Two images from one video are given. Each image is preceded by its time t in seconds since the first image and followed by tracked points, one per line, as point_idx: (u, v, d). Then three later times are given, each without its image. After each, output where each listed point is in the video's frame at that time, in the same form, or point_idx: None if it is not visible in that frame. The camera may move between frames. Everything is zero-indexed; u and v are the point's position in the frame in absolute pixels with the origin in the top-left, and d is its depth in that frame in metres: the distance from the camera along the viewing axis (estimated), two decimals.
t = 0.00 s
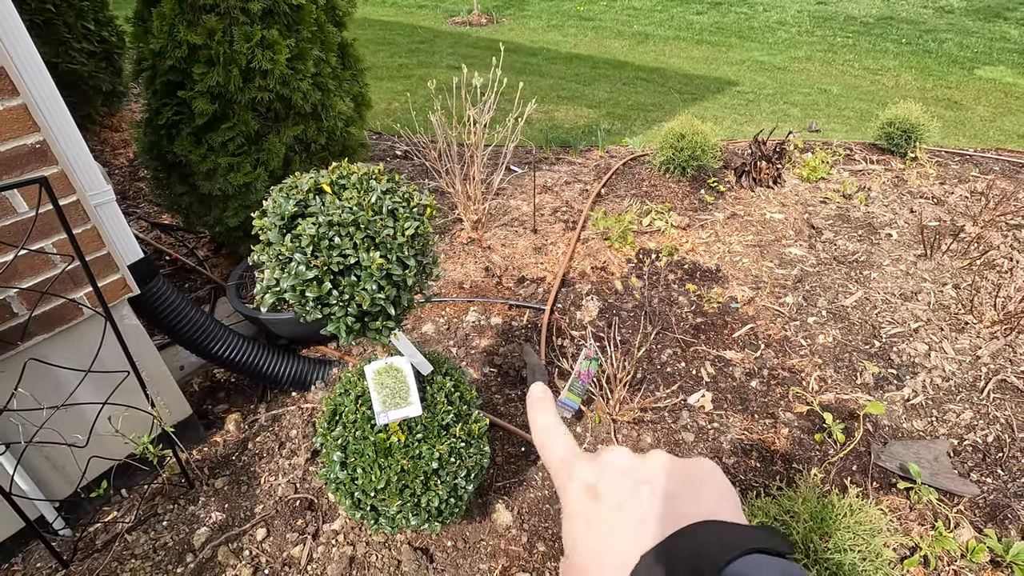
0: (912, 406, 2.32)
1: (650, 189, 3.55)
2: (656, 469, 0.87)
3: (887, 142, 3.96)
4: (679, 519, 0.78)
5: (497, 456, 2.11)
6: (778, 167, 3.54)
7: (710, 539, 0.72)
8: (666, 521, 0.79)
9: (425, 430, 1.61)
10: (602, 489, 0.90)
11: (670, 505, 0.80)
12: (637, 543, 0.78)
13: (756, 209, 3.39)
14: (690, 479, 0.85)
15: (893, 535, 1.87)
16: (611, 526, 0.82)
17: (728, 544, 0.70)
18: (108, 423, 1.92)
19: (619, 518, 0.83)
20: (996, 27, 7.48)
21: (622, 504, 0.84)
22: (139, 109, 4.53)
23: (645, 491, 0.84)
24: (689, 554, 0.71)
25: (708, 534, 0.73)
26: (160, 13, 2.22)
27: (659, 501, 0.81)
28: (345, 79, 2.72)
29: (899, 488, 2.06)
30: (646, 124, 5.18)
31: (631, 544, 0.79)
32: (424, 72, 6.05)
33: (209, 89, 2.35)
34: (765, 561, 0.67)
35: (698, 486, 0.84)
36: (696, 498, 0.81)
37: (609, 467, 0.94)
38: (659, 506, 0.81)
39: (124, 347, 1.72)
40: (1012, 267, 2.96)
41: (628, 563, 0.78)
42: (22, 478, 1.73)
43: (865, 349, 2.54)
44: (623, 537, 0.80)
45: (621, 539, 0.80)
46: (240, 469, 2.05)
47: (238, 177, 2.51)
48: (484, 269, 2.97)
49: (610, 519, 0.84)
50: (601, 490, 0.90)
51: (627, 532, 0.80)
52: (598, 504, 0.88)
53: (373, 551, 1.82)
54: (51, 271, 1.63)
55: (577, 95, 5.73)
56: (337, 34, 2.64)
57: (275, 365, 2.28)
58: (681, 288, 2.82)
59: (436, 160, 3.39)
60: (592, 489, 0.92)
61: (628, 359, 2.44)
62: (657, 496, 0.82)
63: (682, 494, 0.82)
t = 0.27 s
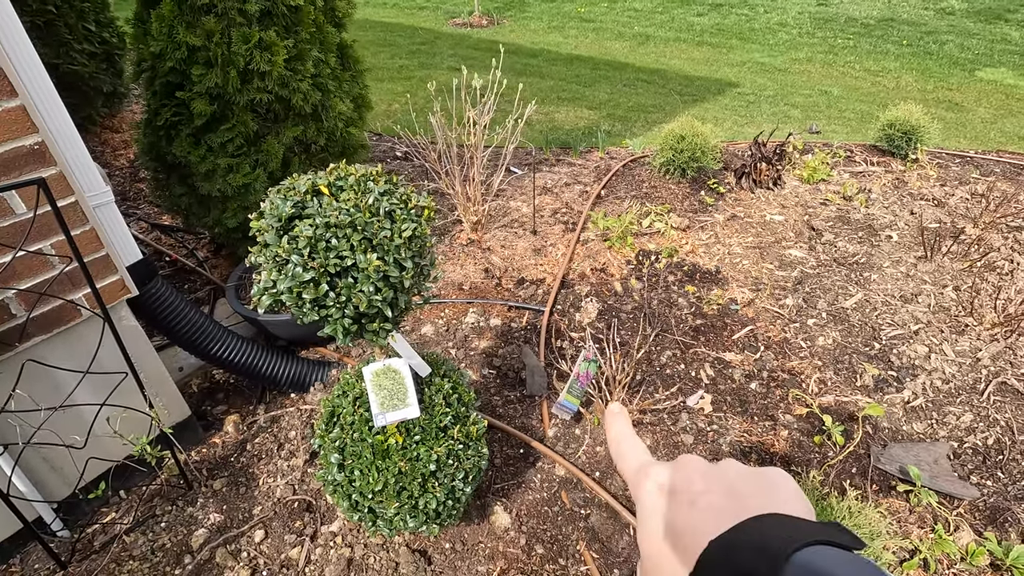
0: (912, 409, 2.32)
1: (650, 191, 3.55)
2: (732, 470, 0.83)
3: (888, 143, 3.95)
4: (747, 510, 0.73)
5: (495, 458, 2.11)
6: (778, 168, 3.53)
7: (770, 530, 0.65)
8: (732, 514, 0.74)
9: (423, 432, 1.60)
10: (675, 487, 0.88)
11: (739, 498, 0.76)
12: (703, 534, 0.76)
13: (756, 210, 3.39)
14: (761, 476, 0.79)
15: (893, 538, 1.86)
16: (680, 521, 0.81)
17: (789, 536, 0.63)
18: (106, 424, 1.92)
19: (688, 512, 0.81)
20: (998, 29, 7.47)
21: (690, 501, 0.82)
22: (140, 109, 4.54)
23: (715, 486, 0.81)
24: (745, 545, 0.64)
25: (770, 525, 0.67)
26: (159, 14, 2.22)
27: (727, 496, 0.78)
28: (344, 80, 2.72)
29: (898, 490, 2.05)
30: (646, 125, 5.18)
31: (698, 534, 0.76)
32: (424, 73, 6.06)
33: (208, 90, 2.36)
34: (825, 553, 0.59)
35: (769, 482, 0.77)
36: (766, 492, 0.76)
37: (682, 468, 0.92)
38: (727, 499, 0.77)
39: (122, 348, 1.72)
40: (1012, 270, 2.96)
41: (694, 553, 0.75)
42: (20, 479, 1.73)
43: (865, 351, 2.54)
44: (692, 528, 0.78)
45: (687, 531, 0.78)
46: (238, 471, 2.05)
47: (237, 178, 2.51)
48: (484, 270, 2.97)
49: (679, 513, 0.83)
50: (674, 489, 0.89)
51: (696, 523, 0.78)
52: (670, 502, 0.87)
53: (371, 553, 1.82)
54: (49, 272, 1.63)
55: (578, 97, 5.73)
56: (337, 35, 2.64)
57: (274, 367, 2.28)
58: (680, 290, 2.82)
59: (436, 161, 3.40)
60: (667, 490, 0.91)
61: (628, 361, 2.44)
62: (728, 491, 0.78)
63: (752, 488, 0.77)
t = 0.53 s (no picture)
0: (912, 412, 2.31)
1: (651, 193, 3.55)
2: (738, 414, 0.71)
3: (889, 146, 3.95)
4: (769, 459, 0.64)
5: (494, 460, 2.11)
6: (778, 171, 3.53)
7: (793, 469, 0.63)
8: (751, 460, 0.63)
9: (421, 433, 1.60)
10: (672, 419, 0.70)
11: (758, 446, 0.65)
12: (717, 478, 0.62)
13: (756, 213, 3.39)
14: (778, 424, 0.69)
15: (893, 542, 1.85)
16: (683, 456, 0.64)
17: (814, 473, 0.63)
18: (107, 425, 1.92)
19: (698, 446, 0.64)
20: (1000, 31, 7.47)
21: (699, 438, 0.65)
22: (142, 110, 4.55)
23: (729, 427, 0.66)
24: (768, 482, 0.62)
25: (793, 467, 0.64)
26: (161, 17, 2.22)
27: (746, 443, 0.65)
28: (346, 82, 2.73)
29: (898, 494, 2.05)
30: (647, 127, 5.18)
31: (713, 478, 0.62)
32: (426, 75, 6.07)
33: (210, 92, 2.36)
34: (849, 493, 0.63)
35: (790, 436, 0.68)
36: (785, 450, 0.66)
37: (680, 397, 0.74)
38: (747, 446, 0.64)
39: (124, 348, 1.73)
40: (1013, 273, 2.95)
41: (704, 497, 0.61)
42: (21, 480, 1.74)
43: (866, 354, 2.54)
44: (701, 466, 0.62)
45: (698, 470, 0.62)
46: (238, 472, 2.05)
47: (238, 180, 2.52)
48: (484, 272, 2.98)
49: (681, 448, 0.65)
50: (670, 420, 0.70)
51: (708, 465, 0.63)
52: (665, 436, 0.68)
53: (370, 554, 1.82)
54: (50, 273, 1.63)
55: (579, 99, 5.74)
56: (338, 37, 2.65)
57: (274, 368, 2.28)
58: (680, 292, 2.82)
59: (437, 163, 3.40)
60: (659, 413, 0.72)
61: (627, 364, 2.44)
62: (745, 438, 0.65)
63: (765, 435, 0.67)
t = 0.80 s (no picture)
0: (915, 415, 2.31)
1: (654, 195, 3.55)
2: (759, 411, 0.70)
3: (893, 148, 3.94)
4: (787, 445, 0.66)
5: (497, 461, 2.11)
6: (782, 173, 3.53)
7: (810, 451, 0.64)
8: (768, 447, 0.65)
9: (424, 435, 1.61)
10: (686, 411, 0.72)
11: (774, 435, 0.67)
12: (733, 466, 0.64)
13: (760, 215, 3.38)
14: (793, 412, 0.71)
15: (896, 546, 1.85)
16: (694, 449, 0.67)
17: (833, 456, 0.64)
18: (111, 425, 1.93)
19: (713, 441, 0.66)
20: (1005, 33, 7.45)
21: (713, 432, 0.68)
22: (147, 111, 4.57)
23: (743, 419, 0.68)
24: (784, 465, 0.63)
25: (812, 451, 0.65)
26: (167, 18, 2.23)
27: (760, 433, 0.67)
28: (350, 84, 2.74)
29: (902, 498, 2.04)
30: (650, 129, 5.18)
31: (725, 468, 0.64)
32: (430, 76, 6.08)
33: (215, 93, 2.37)
34: (867, 474, 0.62)
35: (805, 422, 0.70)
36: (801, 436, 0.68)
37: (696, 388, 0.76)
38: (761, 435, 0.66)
39: (129, 348, 1.74)
40: (1018, 276, 2.95)
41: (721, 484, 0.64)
42: (26, 479, 1.75)
43: (869, 357, 2.53)
44: (718, 459, 0.65)
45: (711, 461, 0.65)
46: (242, 472, 2.06)
47: (243, 180, 2.53)
48: (487, 274, 2.98)
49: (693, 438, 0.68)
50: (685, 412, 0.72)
51: (721, 456, 0.65)
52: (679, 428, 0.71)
53: (373, 555, 1.82)
54: (56, 273, 1.64)
55: (583, 100, 5.74)
56: (343, 39, 2.66)
57: (277, 368, 2.29)
58: (684, 294, 2.82)
59: (441, 164, 3.41)
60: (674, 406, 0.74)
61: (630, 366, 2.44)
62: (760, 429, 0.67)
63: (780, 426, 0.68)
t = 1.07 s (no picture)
0: (919, 419, 2.31)
1: (657, 197, 3.55)
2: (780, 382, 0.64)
3: (896, 151, 3.94)
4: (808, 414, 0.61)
5: (500, 463, 2.11)
6: (785, 176, 3.53)
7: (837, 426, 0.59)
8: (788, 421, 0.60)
9: (428, 437, 1.61)
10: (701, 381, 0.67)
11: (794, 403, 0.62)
12: (754, 438, 0.59)
13: (763, 218, 3.38)
14: (812, 379, 0.65)
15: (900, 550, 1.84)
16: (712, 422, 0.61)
17: (857, 430, 0.59)
18: (116, 425, 1.94)
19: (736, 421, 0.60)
20: (1009, 36, 7.44)
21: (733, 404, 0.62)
22: (151, 112, 4.59)
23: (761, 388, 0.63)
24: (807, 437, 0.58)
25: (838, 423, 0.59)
26: (172, 20, 2.23)
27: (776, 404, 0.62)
28: (354, 86, 2.75)
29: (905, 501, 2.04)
30: (653, 131, 5.19)
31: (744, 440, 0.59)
32: (433, 78, 6.10)
33: (219, 95, 2.38)
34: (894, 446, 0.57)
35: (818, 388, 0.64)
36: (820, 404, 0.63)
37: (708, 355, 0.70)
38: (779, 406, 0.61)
39: (133, 349, 1.74)
40: (1022, 280, 2.94)
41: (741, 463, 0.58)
42: (31, 479, 1.75)
43: (873, 360, 2.53)
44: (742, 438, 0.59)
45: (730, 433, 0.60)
46: (245, 473, 2.06)
47: (246, 182, 2.54)
48: (490, 275, 2.99)
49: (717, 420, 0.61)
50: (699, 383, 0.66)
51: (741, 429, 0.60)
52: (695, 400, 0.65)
53: (375, 556, 1.83)
54: (62, 274, 1.64)
55: (585, 102, 5.75)
56: (347, 41, 2.66)
57: (280, 370, 2.30)
58: (687, 297, 2.82)
59: (444, 166, 3.41)
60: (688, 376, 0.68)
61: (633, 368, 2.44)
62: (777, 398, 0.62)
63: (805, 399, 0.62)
